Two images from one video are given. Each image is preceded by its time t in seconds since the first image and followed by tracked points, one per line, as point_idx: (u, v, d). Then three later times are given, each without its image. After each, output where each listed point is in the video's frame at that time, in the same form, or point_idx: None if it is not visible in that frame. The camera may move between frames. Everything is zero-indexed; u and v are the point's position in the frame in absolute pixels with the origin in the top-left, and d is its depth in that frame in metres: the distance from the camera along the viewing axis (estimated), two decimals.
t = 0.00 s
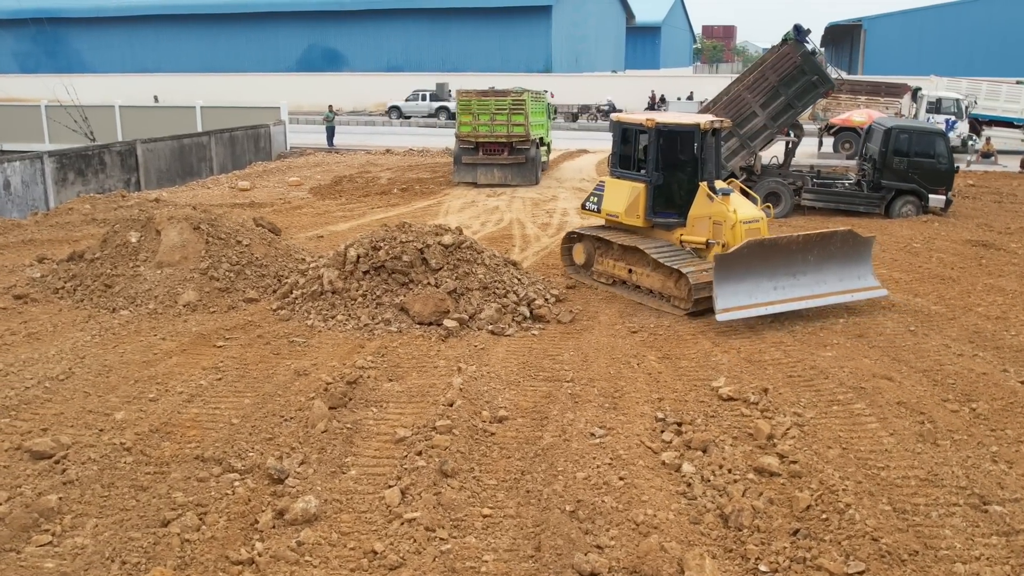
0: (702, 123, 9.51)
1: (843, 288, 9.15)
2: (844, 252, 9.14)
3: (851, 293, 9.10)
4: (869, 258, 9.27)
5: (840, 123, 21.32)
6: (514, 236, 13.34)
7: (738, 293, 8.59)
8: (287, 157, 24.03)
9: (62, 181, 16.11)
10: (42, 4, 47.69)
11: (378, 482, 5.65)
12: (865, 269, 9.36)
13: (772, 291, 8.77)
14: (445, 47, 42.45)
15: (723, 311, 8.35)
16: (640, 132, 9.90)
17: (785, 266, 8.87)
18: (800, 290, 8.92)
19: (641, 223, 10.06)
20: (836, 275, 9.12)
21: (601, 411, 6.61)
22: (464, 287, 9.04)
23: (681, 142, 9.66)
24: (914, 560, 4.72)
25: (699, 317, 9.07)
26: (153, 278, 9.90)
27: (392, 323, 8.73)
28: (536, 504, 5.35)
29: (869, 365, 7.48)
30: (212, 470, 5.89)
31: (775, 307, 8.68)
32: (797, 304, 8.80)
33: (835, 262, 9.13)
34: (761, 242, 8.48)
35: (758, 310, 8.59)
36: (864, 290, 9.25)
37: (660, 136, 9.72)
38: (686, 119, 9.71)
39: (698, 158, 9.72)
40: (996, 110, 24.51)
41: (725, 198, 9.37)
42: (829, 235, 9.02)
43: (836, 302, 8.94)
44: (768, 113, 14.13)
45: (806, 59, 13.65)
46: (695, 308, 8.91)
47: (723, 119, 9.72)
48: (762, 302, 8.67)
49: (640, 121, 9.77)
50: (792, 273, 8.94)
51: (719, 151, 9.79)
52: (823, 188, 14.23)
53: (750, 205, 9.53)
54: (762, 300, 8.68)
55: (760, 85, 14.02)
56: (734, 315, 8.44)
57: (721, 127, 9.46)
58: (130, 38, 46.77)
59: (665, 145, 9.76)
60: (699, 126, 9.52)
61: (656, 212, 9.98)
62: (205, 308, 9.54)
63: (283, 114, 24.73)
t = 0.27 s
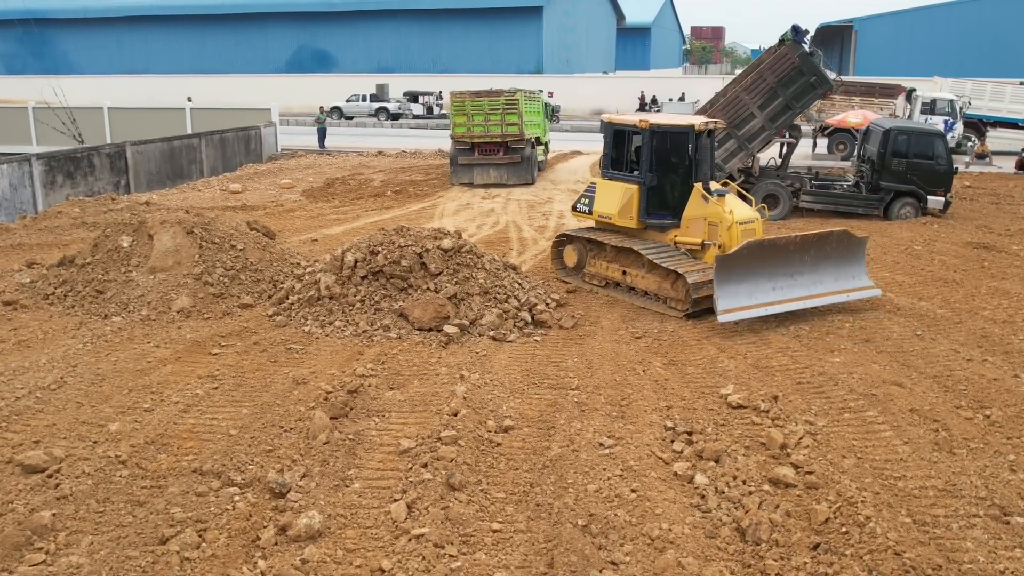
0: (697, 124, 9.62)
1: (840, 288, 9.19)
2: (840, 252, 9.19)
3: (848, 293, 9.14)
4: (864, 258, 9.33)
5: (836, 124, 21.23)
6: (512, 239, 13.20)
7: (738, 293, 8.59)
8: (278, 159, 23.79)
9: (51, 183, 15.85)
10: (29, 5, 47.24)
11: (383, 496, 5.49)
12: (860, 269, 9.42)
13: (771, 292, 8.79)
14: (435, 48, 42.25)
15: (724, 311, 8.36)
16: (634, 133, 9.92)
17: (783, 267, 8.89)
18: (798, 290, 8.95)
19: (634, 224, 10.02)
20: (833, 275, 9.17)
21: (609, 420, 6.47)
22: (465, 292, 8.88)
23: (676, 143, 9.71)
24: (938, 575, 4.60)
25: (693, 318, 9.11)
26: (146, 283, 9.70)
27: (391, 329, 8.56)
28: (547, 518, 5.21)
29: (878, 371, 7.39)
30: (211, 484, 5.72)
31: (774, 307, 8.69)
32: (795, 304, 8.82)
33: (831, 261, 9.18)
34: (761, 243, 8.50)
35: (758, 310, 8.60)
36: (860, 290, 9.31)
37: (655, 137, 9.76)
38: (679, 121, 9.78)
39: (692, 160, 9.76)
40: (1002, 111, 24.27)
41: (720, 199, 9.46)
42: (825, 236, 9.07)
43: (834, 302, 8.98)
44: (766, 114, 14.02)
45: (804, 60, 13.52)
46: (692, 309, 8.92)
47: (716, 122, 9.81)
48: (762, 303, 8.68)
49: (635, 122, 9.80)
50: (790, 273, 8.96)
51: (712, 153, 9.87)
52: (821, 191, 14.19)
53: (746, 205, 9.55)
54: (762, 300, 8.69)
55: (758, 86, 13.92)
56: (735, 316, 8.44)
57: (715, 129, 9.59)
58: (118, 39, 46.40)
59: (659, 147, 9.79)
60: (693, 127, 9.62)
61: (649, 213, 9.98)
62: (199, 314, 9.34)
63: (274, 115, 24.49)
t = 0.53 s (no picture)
0: (687, 125, 9.46)
1: (830, 289, 9.19)
2: (830, 254, 9.20)
3: (838, 294, 9.15)
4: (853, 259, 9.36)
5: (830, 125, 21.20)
6: (507, 243, 13.02)
7: (730, 295, 8.55)
8: (267, 161, 23.52)
9: (37, 187, 15.57)
10: (13, 5, 46.76)
11: (385, 512, 5.30)
12: (849, 270, 9.44)
13: (763, 293, 8.76)
14: (425, 48, 42.02)
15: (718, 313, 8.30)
16: (623, 134, 9.75)
17: (774, 268, 8.88)
18: (790, 292, 8.94)
19: (624, 225, 9.87)
20: (823, 277, 9.17)
21: (615, 431, 6.29)
22: (463, 298, 8.69)
23: (666, 144, 9.55)
24: None
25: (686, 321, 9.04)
26: (135, 290, 9.47)
27: (388, 336, 8.36)
28: (555, 535, 5.03)
29: (886, 378, 7.25)
30: (205, 501, 5.51)
31: (767, 308, 8.67)
32: (787, 306, 8.81)
33: (821, 263, 9.18)
34: (753, 244, 8.48)
35: (751, 312, 8.56)
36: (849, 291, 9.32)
37: (644, 138, 9.60)
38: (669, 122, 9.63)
39: (682, 161, 9.61)
40: (1005, 112, 24.14)
41: (711, 200, 9.33)
42: (815, 237, 9.08)
43: (825, 303, 8.98)
44: (763, 115, 13.91)
45: (801, 60, 13.41)
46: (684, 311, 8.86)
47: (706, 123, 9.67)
48: (754, 304, 8.65)
49: (624, 124, 9.64)
50: (781, 275, 8.94)
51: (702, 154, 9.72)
52: (819, 192, 14.09)
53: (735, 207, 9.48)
54: (754, 302, 8.66)
55: (755, 87, 13.81)
56: (728, 317, 8.40)
57: (705, 130, 9.43)
58: (104, 40, 45.99)
59: (649, 148, 9.63)
60: (683, 129, 9.45)
61: (639, 215, 9.83)
62: (190, 321, 9.12)
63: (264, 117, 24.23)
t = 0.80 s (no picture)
0: (673, 125, 9.33)
1: (817, 291, 9.19)
2: (817, 255, 9.20)
3: (825, 295, 9.15)
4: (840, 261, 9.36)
5: (824, 126, 21.08)
6: (501, 246, 12.82)
7: (717, 296, 8.54)
8: (256, 163, 23.22)
9: (21, 190, 15.25)
10: None
11: (383, 532, 5.09)
12: (835, 271, 9.45)
13: (750, 294, 8.75)
14: (415, 49, 41.77)
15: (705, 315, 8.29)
16: (609, 135, 9.62)
17: (761, 269, 8.88)
18: (776, 293, 8.93)
19: (610, 226, 9.74)
20: (809, 278, 9.17)
21: (620, 443, 6.10)
22: (459, 304, 8.47)
23: (651, 144, 9.42)
24: None
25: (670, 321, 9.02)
26: (121, 296, 9.21)
27: (382, 344, 8.13)
28: (562, 555, 4.84)
29: (894, 386, 7.10)
30: (196, 520, 5.29)
31: (754, 310, 8.65)
32: (774, 307, 8.80)
33: (808, 264, 9.18)
34: (739, 245, 8.47)
35: (739, 313, 8.54)
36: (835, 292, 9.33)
37: (630, 139, 9.46)
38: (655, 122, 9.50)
39: (668, 162, 9.49)
40: (1008, 113, 23.95)
41: (697, 201, 9.26)
42: (802, 238, 9.07)
43: (812, 304, 8.97)
44: (759, 116, 13.75)
45: (797, 61, 13.33)
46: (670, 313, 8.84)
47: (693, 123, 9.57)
48: (741, 305, 8.63)
49: (609, 124, 9.50)
50: (767, 276, 8.94)
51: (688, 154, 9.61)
52: (816, 194, 13.96)
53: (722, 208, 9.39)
54: (742, 303, 8.65)
55: (751, 88, 13.65)
56: (715, 319, 8.39)
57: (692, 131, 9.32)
58: (90, 40, 45.52)
59: (635, 148, 9.49)
60: (670, 129, 9.33)
61: (625, 215, 9.71)
62: (178, 329, 8.86)
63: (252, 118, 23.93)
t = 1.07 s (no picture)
0: (663, 126, 9.22)
1: (808, 292, 9.15)
2: (808, 256, 9.16)
3: (816, 297, 9.11)
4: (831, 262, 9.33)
5: (823, 126, 20.94)
6: (499, 249, 12.61)
7: (707, 298, 8.50)
8: (248, 164, 22.95)
9: (9, 192, 14.96)
10: None
11: (384, 554, 4.88)
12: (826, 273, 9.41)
13: (740, 296, 8.71)
14: (408, 49, 41.51)
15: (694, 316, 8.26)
16: (597, 135, 9.47)
17: (751, 271, 8.82)
18: (767, 295, 8.89)
19: (599, 228, 9.57)
20: (800, 279, 9.13)
21: (628, 457, 5.90)
22: (458, 311, 8.24)
23: (640, 145, 9.30)
24: None
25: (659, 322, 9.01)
26: (110, 303, 8.96)
27: (379, 352, 7.91)
28: None
29: (907, 396, 6.93)
30: (188, 542, 5.06)
31: (744, 312, 8.61)
32: (764, 309, 8.76)
33: (799, 265, 9.12)
34: (728, 247, 8.45)
35: (728, 315, 8.50)
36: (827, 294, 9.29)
37: (618, 139, 9.33)
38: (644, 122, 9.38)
39: (657, 162, 9.38)
40: (1017, 113, 23.76)
41: (687, 202, 9.06)
42: (793, 239, 9.00)
43: (803, 306, 8.93)
44: (760, 117, 13.56)
45: (799, 61, 13.19)
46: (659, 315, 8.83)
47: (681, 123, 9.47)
48: (731, 307, 8.59)
49: (598, 124, 9.36)
50: (757, 277, 8.88)
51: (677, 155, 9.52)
52: (818, 196, 13.76)
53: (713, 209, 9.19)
54: (732, 305, 8.61)
55: (752, 88, 13.47)
56: (704, 321, 8.35)
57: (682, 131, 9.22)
58: (80, 40, 45.14)
59: (624, 149, 9.37)
60: (659, 129, 9.22)
61: (614, 217, 9.55)
62: (169, 337, 8.61)
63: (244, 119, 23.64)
